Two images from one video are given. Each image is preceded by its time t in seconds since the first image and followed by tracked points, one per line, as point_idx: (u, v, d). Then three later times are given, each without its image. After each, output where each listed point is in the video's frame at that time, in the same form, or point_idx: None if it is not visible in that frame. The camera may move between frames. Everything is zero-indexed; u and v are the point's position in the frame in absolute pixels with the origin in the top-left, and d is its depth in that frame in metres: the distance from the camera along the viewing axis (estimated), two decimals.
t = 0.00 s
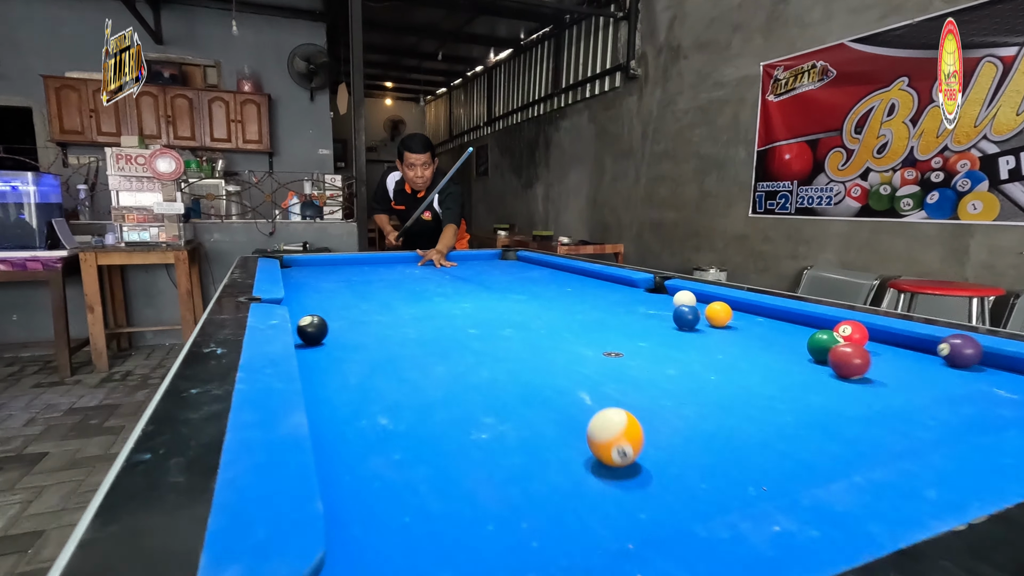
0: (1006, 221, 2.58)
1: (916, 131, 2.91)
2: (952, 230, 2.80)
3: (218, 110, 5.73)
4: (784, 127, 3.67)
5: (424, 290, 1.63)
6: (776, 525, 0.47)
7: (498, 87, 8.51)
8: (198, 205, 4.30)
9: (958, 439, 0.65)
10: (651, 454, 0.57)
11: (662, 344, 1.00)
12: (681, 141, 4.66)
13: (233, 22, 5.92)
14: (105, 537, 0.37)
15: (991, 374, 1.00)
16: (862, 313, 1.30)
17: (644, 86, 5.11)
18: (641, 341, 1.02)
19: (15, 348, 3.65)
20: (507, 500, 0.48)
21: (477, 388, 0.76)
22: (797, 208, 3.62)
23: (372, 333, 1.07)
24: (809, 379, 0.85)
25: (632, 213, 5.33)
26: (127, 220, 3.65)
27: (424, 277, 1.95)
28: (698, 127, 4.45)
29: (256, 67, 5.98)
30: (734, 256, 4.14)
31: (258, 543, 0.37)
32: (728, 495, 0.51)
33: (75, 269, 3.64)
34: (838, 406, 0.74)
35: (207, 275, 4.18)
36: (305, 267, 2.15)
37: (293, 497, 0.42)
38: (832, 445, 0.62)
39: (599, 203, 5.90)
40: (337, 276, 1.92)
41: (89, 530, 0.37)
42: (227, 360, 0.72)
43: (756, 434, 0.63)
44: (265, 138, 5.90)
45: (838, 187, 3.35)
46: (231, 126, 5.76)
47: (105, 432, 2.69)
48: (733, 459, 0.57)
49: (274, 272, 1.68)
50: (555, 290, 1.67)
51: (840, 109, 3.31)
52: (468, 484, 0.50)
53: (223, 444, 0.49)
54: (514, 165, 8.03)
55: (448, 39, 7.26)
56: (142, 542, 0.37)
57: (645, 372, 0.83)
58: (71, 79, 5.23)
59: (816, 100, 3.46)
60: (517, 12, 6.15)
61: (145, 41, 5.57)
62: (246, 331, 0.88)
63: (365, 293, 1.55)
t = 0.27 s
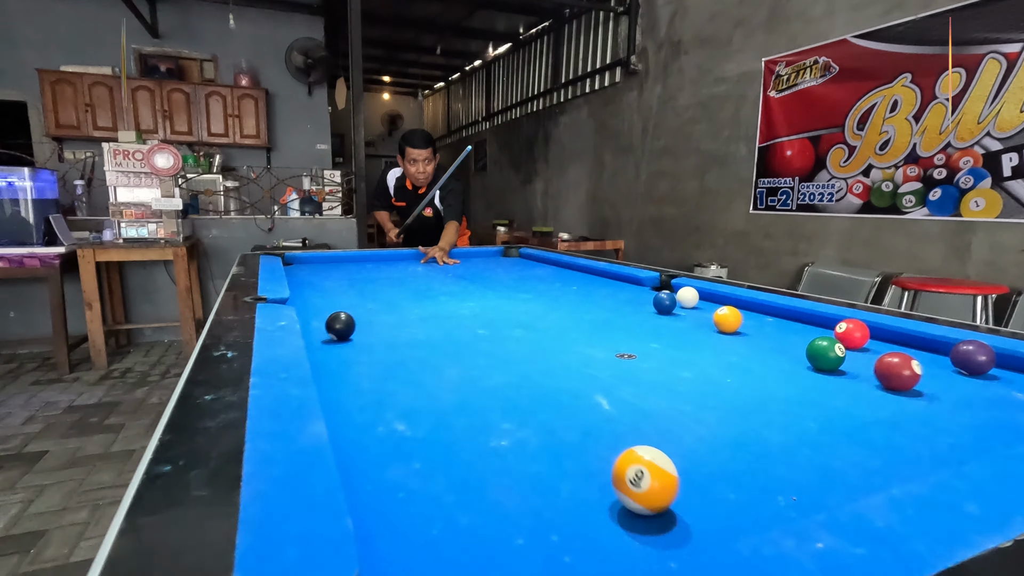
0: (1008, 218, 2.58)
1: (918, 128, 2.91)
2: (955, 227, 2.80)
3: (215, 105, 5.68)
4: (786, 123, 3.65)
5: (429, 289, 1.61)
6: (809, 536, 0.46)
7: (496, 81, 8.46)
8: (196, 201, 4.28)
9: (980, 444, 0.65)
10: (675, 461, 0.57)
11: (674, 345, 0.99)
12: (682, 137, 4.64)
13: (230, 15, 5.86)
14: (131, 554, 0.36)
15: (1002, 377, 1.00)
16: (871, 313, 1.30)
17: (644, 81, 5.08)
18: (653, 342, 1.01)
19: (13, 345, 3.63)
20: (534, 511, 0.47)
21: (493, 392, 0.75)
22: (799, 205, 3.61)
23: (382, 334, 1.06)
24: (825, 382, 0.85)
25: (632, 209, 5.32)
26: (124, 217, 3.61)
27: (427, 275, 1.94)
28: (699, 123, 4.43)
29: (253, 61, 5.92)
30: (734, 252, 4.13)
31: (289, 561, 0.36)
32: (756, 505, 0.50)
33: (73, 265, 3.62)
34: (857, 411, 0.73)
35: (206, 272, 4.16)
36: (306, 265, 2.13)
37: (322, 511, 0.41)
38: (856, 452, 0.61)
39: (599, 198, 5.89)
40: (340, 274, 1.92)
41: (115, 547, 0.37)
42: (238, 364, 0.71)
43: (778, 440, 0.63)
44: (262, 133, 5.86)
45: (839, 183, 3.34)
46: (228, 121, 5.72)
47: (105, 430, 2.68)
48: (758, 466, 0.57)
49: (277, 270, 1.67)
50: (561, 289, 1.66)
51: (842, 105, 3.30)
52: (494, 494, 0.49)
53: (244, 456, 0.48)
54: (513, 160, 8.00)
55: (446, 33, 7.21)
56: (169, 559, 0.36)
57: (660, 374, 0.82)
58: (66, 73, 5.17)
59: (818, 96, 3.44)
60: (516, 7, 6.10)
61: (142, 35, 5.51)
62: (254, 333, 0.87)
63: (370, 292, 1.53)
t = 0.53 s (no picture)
0: (1015, 219, 2.57)
1: (924, 127, 2.89)
2: (960, 227, 2.79)
3: (211, 101, 5.60)
4: (789, 121, 3.63)
5: (438, 294, 1.59)
6: None
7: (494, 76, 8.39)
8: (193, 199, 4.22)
9: None
10: (719, 493, 0.55)
11: (698, 360, 0.97)
12: (683, 134, 4.61)
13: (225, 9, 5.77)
14: None
15: None
16: (888, 324, 1.27)
17: (645, 77, 5.04)
18: (676, 356, 0.99)
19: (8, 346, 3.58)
20: (584, 559, 0.44)
21: (519, 414, 0.73)
22: (802, 204, 3.59)
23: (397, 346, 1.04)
24: (857, 402, 0.83)
25: (632, 206, 5.29)
26: (121, 215, 3.55)
27: (434, 278, 1.91)
28: (701, 120, 4.40)
29: (249, 56, 5.85)
30: (737, 250, 4.12)
31: None
32: (815, 546, 0.47)
33: (69, 265, 3.56)
34: (897, 437, 0.71)
35: (204, 270, 4.11)
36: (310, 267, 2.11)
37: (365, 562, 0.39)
38: (907, 485, 0.59)
39: (599, 195, 5.86)
40: (345, 277, 1.89)
41: None
42: (256, 388, 0.69)
43: (820, 469, 0.61)
44: (259, 129, 5.79)
45: (843, 182, 3.32)
46: (224, 116, 5.65)
47: (105, 433, 2.64)
48: (804, 499, 0.55)
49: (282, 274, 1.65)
50: (572, 294, 1.63)
51: (848, 103, 3.27)
52: (538, 535, 0.47)
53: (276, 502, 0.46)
54: (512, 156, 7.95)
55: (445, 28, 7.14)
56: None
57: (687, 394, 0.81)
58: (59, 67, 5.08)
59: (823, 94, 3.42)
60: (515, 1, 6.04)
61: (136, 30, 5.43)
62: (269, 350, 0.85)
63: (379, 298, 1.51)
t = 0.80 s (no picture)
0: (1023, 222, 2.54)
1: (930, 128, 2.85)
2: (966, 230, 2.76)
3: (204, 98, 5.51)
4: (792, 121, 3.59)
5: (444, 304, 1.54)
6: None
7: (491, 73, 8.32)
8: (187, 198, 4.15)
9: None
10: (767, 548, 0.50)
11: (720, 383, 0.92)
12: (684, 133, 4.56)
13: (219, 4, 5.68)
14: None
15: None
16: (905, 337, 1.22)
17: (645, 75, 5.00)
18: (698, 379, 0.94)
19: None
20: None
21: (541, 450, 0.68)
22: (805, 205, 3.55)
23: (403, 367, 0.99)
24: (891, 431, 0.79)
25: (632, 205, 5.25)
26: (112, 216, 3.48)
27: (438, 285, 1.86)
28: (702, 119, 4.36)
29: (243, 52, 5.76)
30: (738, 251, 4.08)
31: None
32: None
33: (59, 267, 3.49)
34: (946, 475, 0.67)
35: (198, 271, 4.04)
36: (310, 273, 2.07)
37: None
38: (966, 532, 0.55)
39: (598, 194, 5.81)
40: (344, 284, 1.85)
41: None
42: (258, 425, 0.66)
43: (870, 514, 0.56)
44: (254, 126, 5.70)
45: (847, 183, 3.29)
46: (218, 114, 5.56)
47: (97, 441, 2.58)
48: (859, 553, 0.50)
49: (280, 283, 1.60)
50: (579, 303, 1.59)
51: (852, 104, 3.23)
52: None
53: None
54: (509, 153, 7.89)
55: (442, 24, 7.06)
56: None
57: (716, 423, 0.76)
58: (49, 63, 4.97)
59: (827, 94, 3.38)
60: None
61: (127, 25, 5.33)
62: (270, 377, 0.80)
63: (382, 308, 1.46)
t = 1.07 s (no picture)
0: None
1: (940, 127, 2.79)
2: (976, 231, 2.70)
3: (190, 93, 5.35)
4: (796, 119, 3.51)
5: (445, 315, 1.44)
6: None
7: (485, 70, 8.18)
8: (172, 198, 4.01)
9: None
10: None
11: (760, 412, 0.83)
12: (683, 131, 4.48)
13: None
14: None
15: None
16: (940, 353, 1.14)
17: (643, 72, 4.90)
18: (734, 408, 0.85)
19: None
20: None
21: (573, 506, 0.59)
22: (808, 205, 3.48)
23: (407, 394, 0.90)
24: (965, 471, 0.70)
25: (629, 204, 5.16)
26: (93, 216, 3.34)
27: (437, 293, 1.76)
28: (702, 117, 4.28)
29: (230, 46, 5.58)
30: (739, 251, 4.00)
31: None
32: None
33: (37, 270, 3.34)
34: None
35: (184, 273, 3.90)
36: (301, 280, 1.96)
37: None
38: None
39: (594, 193, 5.72)
40: (337, 292, 1.75)
41: None
42: (240, 486, 0.56)
43: None
44: (242, 123, 5.55)
45: (853, 183, 3.22)
46: (204, 110, 5.40)
47: (75, 454, 2.45)
48: None
49: (268, 293, 1.50)
50: (588, 313, 1.50)
51: (857, 102, 3.16)
52: None
53: None
54: (503, 151, 7.78)
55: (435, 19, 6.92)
56: None
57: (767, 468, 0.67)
58: (27, 56, 4.77)
59: (831, 91, 3.30)
60: None
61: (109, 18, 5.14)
62: (257, 417, 0.71)
63: (379, 321, 1.36)
